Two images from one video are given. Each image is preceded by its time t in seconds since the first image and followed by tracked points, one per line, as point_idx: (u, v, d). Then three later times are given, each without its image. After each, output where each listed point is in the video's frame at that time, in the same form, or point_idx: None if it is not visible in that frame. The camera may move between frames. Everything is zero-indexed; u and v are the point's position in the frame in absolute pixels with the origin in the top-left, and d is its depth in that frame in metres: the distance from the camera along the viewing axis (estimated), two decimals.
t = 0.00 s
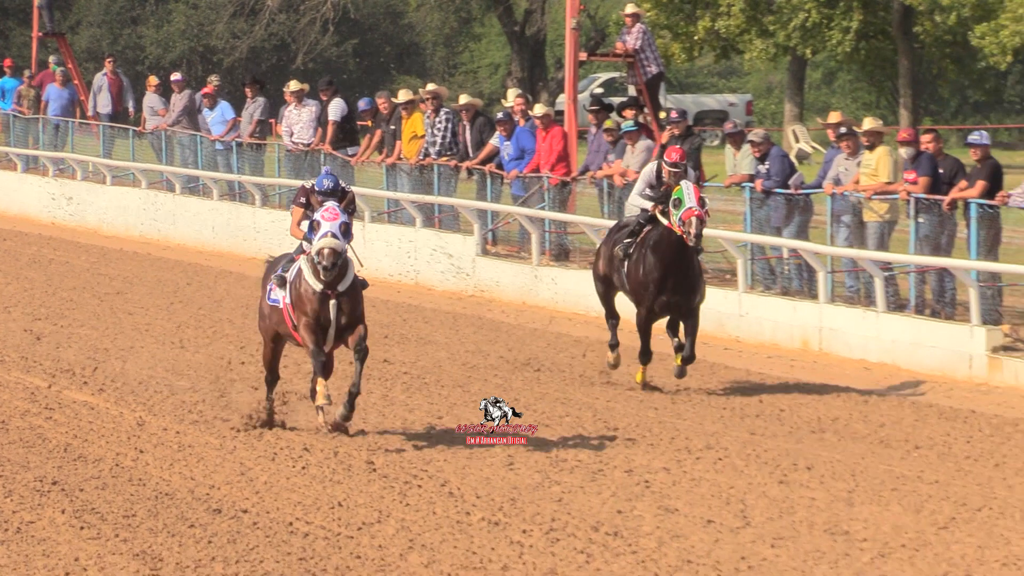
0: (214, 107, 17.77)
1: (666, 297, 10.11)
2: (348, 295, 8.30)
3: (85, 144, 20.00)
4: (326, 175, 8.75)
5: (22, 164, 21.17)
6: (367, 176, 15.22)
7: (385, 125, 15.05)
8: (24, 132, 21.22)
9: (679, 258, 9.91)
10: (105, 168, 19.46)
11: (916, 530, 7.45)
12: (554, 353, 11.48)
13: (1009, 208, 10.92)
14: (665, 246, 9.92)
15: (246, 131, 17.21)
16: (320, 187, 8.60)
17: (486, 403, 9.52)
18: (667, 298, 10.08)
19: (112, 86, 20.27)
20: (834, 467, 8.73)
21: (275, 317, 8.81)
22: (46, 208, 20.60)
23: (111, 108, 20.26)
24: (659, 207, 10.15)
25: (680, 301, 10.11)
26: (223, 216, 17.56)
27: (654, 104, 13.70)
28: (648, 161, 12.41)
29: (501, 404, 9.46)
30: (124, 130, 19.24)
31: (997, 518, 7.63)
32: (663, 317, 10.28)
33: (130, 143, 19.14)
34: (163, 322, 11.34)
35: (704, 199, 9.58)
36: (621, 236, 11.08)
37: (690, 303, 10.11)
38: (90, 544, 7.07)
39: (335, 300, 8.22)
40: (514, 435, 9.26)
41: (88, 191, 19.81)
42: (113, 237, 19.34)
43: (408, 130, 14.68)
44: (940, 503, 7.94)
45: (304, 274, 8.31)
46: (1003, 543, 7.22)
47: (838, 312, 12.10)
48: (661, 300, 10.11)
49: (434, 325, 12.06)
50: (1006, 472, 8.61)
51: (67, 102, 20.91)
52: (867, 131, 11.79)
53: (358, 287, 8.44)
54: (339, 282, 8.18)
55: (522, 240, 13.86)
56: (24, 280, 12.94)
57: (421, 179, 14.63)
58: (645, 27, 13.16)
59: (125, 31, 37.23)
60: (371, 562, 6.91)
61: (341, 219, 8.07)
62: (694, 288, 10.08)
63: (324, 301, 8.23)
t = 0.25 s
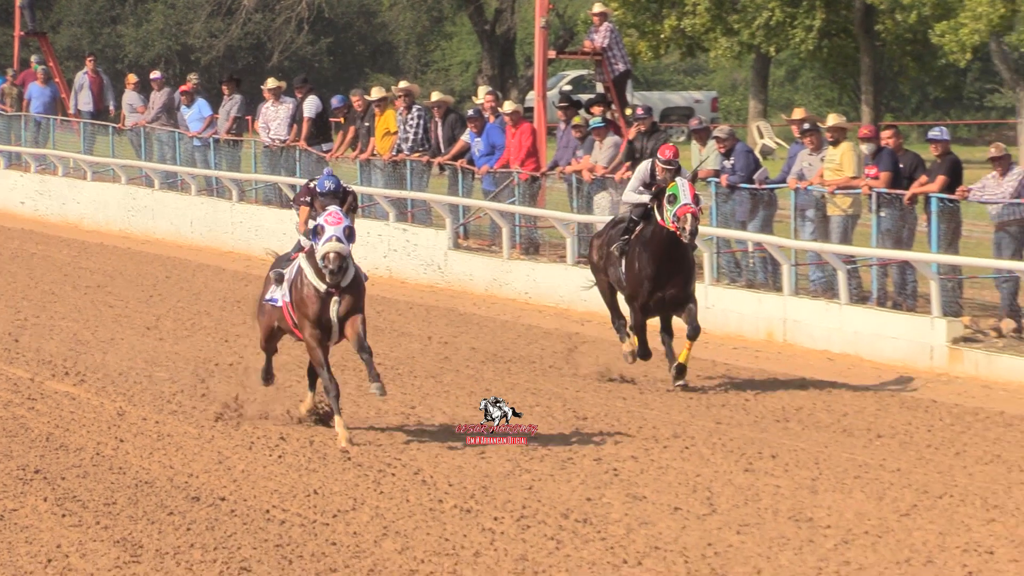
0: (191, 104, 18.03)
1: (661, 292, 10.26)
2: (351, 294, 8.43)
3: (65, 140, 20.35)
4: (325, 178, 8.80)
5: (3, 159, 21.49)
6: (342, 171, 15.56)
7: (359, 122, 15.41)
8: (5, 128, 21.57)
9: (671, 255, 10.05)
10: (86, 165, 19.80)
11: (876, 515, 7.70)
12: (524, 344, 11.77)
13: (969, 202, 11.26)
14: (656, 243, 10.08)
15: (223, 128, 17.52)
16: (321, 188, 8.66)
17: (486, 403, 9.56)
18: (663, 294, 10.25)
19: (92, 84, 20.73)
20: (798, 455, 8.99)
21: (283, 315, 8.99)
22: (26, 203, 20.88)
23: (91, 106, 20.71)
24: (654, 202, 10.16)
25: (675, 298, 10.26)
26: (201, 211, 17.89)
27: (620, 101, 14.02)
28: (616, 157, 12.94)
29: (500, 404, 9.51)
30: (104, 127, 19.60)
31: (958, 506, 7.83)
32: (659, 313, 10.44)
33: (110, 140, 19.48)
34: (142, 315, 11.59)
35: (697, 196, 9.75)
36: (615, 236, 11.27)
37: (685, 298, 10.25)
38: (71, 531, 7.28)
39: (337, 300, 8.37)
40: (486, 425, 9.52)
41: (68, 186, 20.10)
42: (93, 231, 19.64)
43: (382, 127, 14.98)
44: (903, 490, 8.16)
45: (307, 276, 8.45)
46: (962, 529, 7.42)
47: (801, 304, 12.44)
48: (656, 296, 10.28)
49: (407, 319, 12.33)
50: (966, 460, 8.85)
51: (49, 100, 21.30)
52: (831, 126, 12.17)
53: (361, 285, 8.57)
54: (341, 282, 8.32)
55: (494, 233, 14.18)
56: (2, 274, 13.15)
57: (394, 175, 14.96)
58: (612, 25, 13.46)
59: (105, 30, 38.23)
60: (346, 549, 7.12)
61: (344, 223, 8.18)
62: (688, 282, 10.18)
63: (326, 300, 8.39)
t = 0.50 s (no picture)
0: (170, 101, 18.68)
1: (658, 284, 10.49)
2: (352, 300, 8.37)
3: (47, 136, 20.71)
4: (330, 176, 8.63)
5: None
6: (317, 166, 15.93)
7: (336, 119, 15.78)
8: None
9: (668, 246, 10.28)
10: (68, 161, 20.15)
11: (838, 501, 7.95)
12: (497, 335, 12.03)
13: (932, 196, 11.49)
14: (654, 236, 10.30)
15: (203, 124, 17.95)
16: (325, 187, 8.50)
17: (486, 404, 9.63)
18: (662, 285, 10.47)
19: (75, 82, 21.17)
20: (763, 444, 9.25)
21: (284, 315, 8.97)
22: (9, 197, 21.18)
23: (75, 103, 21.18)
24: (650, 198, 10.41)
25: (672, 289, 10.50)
26: (180, 205, 18.27)
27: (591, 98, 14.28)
28: (585, 152, 13.23)
29: (500, 404, 9.59)
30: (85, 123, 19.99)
31: (920, 494, 8.06)
32: (654, 307, 10.64)
33: (92, 136, 19.85)
34: (123, 308, 11.83)
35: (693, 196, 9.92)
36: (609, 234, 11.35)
37: (683, 289, 10.49)
38: (54, 519, 7.48)
39: (338, 307, 8.31)
40: (458, 415, 9.76)
41: (50, 181, 20.42)
42: (74, 225, 19.96)
43: (357, 123, 15.31)
44: (867, 479, 8.39)
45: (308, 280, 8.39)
46: (925, 516, 7.64)
47: (767, 296, 12.76)
48: (654, 288, 10.50)
49: (382, 312, 12.56)
50: (929, 449, 9.11)
51: (32, 96, 21.53)
52: (799, 123, 12.45)
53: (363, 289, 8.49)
54: (342, 288, 8.25)
55: (467, 228, 14.54)
56: None
57: (368, 169, 15.26)
58: (583, 23, 13.70)
59: (87, 28, 38.48)
60: (322, 536, 7.34)
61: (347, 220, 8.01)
62: (683, 271, 10.45)
63: (327, 307, 8.32)
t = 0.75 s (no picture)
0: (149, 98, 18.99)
1: (656, 275, 10.48)
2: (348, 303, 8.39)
3: (29, 134, 21.10)
4: (330, 173, 8.54)
5: None
6: (293, 162, 16.30)
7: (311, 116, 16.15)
8: None
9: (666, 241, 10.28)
10: (49, 157, 20.50)
11: (800, 489, 8.22)
12: (469, 328, 12.29)
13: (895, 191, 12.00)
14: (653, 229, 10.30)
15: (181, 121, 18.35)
16: (325, 185, 8.40)
17: (487, 404, 9.68)
18: (659, 276, 10.47)
19: (58, 79, 21.67)
20: (729, 434, 9.53)
21: (284, 310, 9.07)
22: None
23: (57, 100, 21.67)
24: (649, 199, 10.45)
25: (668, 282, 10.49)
26: (159, 200, 18.63)
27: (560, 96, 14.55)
28: (555, 149, 13.58)
29: (501, 405, 9.63)
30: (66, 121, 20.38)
31: (882, 483, 8.35)
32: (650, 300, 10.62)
33: (73, 133, 20.23)
34: (103, 301, 12.07)
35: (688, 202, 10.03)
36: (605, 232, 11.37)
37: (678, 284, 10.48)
38: (36, 507, 7.69)
39: (331, 309, 8.33)
40: (432, 407, 10.02)
41: (30, 178, 20.75)
42: (54, 221, 20.28)
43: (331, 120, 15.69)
44: (830, 468, 8.67)
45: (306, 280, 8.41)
46: (888, 505, 7.91)
47: (732, 290, 13.09)
48: (651, 279, 10.50)
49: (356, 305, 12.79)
50: (890, 439, 9.40)
51: (15, 94, 21.95)
52: (765, 120, 12.72)
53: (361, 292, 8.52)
54: (337, 291, 8.28)
55: (439, 223, 14.82)
56: None
57: (343, 165, 15.60)
58: (552, 22, 13.98)
59: (68, 27, 38.97)
60: (299, 524, 7.55)
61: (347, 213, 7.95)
62: (681, 265, 10.43)
63: (320, 308, 8.35)
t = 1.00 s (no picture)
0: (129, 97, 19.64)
1: (655, 273, 10.41)
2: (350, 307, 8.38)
3: (15, 133, 21.75)
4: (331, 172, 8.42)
5: None
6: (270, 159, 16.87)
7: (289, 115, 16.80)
8: None
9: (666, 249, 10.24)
10: (33, 154, 21.09)
11: (765, 477, 8.45)
12: (441, 322, 12.58)
13: (856, 188, 12.28)
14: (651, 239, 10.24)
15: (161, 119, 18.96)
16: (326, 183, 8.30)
17: (486, 404, 9.75)
18: (657, 275, 10.40)
19: (41, 78, 22.16)
20: (696, 424, 9.80)
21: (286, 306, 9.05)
22: None
23: (41, 98, 22.12)
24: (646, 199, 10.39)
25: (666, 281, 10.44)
26: (139, 196, 19.18)
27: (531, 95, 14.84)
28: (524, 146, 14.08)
29: (500, 405, 9.71)
30: (49, 120, 21.00)
31: (846, 472, 8.53)
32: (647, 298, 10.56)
33: (56, 131, 20.84)
34: (85, 296, 12.37)
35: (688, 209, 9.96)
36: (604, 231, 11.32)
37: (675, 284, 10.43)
38: (19, 496, 7.92)
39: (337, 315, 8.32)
40: (405, 399, 10.27)
41: (15, 174, 21.31)
42: (38, 215, 20.83)
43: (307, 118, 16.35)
44: (795, 457, 8.87)
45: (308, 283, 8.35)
46: (852, 494, 8.06)
47: (699, 283, 13.47)
48: (649, 277, 10.42)
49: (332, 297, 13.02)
50: (854, 429, 9.63)
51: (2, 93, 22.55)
52: (731, 118, 13.01)
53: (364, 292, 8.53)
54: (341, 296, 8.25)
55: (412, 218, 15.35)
56: None
57: (319, 163, 16.16)
58: (523, 22, 14.27)
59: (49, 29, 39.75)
60: (274, 513, 7.75)
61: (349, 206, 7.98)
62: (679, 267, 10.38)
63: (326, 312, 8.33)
